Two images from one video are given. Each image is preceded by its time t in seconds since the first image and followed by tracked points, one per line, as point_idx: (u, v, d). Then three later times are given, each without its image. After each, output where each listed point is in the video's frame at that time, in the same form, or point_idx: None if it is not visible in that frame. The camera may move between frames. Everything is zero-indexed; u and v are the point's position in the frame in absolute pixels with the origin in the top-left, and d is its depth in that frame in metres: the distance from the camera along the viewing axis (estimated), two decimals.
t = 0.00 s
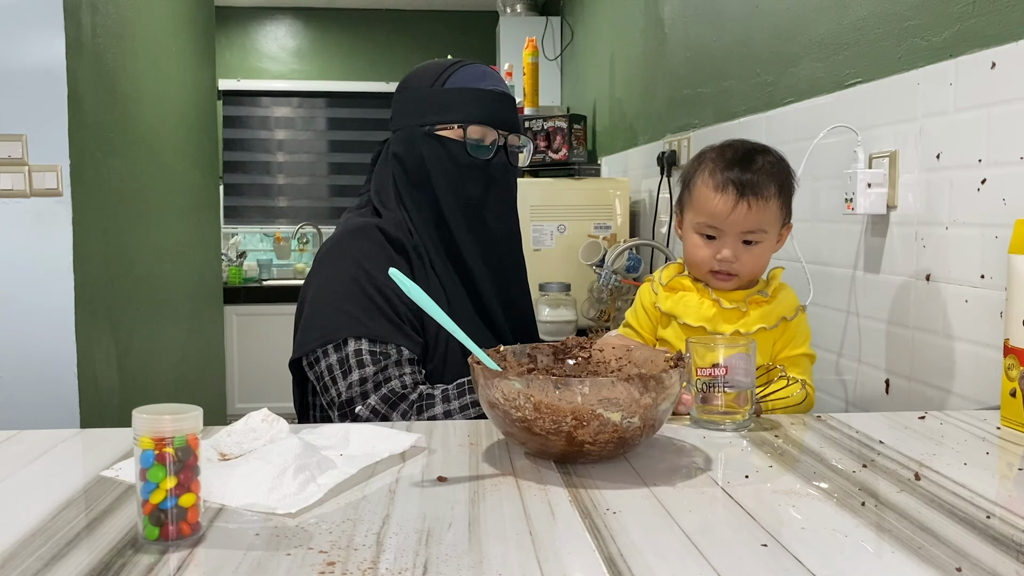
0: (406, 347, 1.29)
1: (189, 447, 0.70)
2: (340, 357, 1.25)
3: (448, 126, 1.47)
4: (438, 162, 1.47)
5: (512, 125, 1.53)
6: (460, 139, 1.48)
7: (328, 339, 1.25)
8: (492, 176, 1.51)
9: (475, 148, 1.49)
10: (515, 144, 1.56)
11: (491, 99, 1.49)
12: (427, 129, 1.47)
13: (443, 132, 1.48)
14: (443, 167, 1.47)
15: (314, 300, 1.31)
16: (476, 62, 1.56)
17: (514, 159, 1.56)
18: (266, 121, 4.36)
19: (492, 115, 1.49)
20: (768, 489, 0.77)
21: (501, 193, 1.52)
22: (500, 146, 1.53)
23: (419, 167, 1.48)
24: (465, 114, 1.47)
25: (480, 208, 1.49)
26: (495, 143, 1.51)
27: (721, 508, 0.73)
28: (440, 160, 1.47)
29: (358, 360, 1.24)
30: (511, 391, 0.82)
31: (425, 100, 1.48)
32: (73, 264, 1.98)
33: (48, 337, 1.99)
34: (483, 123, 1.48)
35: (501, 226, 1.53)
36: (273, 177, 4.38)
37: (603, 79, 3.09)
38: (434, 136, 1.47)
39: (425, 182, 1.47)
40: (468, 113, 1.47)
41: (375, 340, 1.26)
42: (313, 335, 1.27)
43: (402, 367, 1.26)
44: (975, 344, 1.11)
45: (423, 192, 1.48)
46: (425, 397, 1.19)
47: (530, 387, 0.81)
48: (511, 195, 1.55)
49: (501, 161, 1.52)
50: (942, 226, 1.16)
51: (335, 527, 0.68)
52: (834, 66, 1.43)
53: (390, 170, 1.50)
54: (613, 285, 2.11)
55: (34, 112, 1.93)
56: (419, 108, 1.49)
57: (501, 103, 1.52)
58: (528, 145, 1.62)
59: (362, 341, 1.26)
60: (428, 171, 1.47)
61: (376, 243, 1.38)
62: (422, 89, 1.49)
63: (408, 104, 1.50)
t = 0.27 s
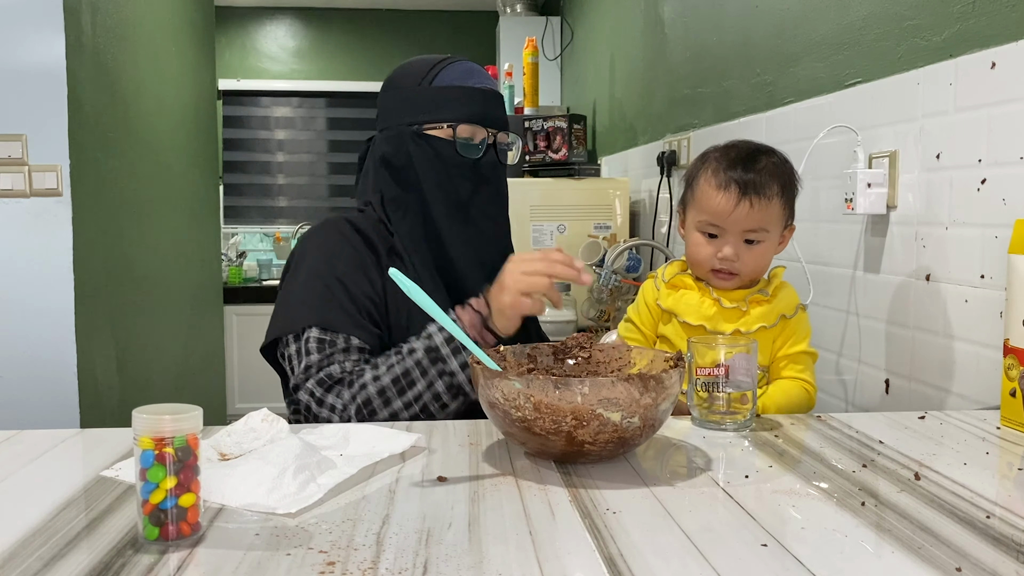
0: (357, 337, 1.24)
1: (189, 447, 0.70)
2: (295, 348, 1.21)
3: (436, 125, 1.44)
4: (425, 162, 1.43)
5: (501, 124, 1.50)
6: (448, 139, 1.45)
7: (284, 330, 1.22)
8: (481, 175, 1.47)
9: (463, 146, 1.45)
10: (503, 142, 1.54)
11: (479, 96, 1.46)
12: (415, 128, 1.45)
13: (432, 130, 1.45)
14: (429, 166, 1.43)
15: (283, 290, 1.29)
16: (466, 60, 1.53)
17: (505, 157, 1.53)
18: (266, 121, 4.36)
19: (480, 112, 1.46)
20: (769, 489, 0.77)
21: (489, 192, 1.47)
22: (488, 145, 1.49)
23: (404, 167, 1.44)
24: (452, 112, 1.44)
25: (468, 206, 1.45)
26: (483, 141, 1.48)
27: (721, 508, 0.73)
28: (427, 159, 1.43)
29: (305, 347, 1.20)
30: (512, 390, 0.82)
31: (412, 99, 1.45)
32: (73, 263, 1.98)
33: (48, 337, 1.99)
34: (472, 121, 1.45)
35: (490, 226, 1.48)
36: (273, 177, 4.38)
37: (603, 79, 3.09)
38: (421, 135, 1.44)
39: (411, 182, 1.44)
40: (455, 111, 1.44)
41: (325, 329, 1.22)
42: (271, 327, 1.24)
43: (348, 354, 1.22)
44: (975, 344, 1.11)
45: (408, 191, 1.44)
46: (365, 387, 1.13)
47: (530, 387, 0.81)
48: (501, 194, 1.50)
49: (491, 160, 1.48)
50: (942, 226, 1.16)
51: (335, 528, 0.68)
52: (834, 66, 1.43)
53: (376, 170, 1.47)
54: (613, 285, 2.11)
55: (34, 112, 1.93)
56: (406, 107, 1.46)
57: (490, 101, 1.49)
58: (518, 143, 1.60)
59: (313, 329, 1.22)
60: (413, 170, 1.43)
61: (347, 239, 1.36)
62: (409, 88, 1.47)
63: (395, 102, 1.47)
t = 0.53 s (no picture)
0: (324, 290, 1.20)
1: (189, 447, 0.70)
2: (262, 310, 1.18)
3: (416, 133, 1.37)
4: (397, 172, 1.38)
5: (483, 135, 1.43)
6: (425, 149, 1.39)
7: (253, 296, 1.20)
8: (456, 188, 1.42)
9: (441, 157, 1.40)
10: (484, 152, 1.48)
11: (464, 108, 1.38)
12: (394, 135, 1.37)
13: (411, 139, 1.38)
14: (403, 177, 1.38)
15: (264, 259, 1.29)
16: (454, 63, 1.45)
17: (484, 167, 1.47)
18: (266, 121, 4.36)
19: (461, 125, 1.38)
20: (769, 489, 0.77)
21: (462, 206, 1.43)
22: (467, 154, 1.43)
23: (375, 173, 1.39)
24: (434, 123, 1.36)
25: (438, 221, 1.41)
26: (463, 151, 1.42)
27: (720, 508, 0.73)
28: (402, 170, 1.38)
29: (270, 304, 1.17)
30: (511, 390, 0.82)
31: (393, 101, 1.37)
32: (73, 263, 1.98)
33: (47, 337, 1.99)
34: (452, 133, 1.38)
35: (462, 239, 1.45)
36: (273, 177, 4.38)
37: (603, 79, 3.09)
38: (399, 143, 1.37)
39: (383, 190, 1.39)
40: (437, 122, 1.36)
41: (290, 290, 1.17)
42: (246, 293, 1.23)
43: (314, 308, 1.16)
44: (975, 344, 1.11)
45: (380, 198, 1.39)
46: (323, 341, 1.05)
47: (530, 387, 0.81)
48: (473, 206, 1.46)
49: (467, 172, 1.43)
50: (942, 226, 1.16)
51: (335, 528, 0.68)
52: (834, 66, 1.43)
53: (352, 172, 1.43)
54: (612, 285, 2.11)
55: (34, 112, 1.93)
56: (384, 110, 1.38)
57: (474, 111, 1.41)
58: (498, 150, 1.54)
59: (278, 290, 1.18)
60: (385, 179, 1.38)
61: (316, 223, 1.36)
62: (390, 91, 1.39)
63: (374, 102, 1.40)
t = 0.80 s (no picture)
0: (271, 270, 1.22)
1: (189, 447, 0.70)
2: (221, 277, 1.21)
3: (417, 134, 1.37)
4: (399, 172, 1.37)
5: (480, 136, 1.44)
6: (427, 150, 1.39)
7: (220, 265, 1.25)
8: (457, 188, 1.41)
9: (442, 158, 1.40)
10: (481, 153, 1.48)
11: (463, 109, 1.40)
12: (394, 135, 1.37)
13: (412, 140, 1.38)
14: (404, 178, 1.37)
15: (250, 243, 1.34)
16: (450, 67, 1.46)
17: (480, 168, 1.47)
18: (266, 121, 4.36)
19: (461, 126, 1.39)
20: (769, 489, 0.77)
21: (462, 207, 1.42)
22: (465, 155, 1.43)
23: (373, 174, 1.38)
24: (435, 124, 1.37)
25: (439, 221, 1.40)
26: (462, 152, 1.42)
27: (720, 507, 0.73)
28: (402, 170, 1.37)
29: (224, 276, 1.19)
30: (511, 390, 0.82)
31: (393, 102, 1.37)
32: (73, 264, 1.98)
33: (47, 337, 1.98)
34: (453, 134, 1.38)
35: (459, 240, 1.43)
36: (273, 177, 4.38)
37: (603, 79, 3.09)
38: (400, 144, 1.37)
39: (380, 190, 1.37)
40: (438, 123, 1.37)
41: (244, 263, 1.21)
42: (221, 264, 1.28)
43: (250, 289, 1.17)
44: (975, 344, 1.11)
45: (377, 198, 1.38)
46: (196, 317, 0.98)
47: (530, 387, 0.81)
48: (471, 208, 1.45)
49: (467, 172, 1.43)
50: (942, 226, 1.16)
51: (336, 528, 0.68)
52: (834, 66, 1.43)
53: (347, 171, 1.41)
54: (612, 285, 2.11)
55: (34, 112, 1.92)
56: (384, 111, 1.37)
57: (472, 113, 1.42)
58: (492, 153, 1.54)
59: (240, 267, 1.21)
60: (384, 180, 1.37)
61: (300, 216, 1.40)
62: (388, 92, 1.39)
63: (372, 104, 1.39)
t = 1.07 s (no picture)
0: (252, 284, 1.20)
1: (189, 447, 0.70)
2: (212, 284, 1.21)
3: (420, 128, 1.38)
4: (402, 165, 1.37)
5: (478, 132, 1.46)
6: (433, 143, 1.40)
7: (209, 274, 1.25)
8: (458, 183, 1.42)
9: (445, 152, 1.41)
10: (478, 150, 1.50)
11: (463, 105, 1.42)
12: (397, 129, 1.37)
13: (416, 133, 1.39)
14: (407, 171, 1.37)
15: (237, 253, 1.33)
16: (447, 64, 1.48)
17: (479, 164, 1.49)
18: (266, 121, 4.36)
19: (462, 120, 1.41)
20: (769, 489, 0.77)
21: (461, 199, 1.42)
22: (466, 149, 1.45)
23: (374, 167, 1.36)
24: (438, 117, 1.38)
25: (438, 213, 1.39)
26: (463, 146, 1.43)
27: (720, 508, 0.73)
28: (405, 162, 1.37)
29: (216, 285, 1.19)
30: (507, 390, 0.82)
31: (396, 97, 1.38)
32: (72, 264, 1.98)
33: (47, 337, 1.98)
34: (456, 127, 1.40)
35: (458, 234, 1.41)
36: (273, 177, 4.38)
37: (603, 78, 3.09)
38: (404, 137, 1.37)
39: (381, 182, 1.36)
40: (442, 116, 1.39)
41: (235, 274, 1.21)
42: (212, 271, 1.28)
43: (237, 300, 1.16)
44: (975, 344, 1.11)
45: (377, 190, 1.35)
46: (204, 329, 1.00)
47: (527, 387, 0.81)
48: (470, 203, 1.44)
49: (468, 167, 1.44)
50: (942, 226, 1.16)
51: (335, 528, 0.68)
52: (834, 66, 1.43)
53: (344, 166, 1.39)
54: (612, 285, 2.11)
55: (34, 112, 1.92)
56: (387, 106, 1.38)
57: (472, 109, 1.44)
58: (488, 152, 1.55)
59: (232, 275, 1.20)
60: (386, 172, 1.36)
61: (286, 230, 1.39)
62: (390, 87, 1.39)
63: (373, 98, 1.38)
